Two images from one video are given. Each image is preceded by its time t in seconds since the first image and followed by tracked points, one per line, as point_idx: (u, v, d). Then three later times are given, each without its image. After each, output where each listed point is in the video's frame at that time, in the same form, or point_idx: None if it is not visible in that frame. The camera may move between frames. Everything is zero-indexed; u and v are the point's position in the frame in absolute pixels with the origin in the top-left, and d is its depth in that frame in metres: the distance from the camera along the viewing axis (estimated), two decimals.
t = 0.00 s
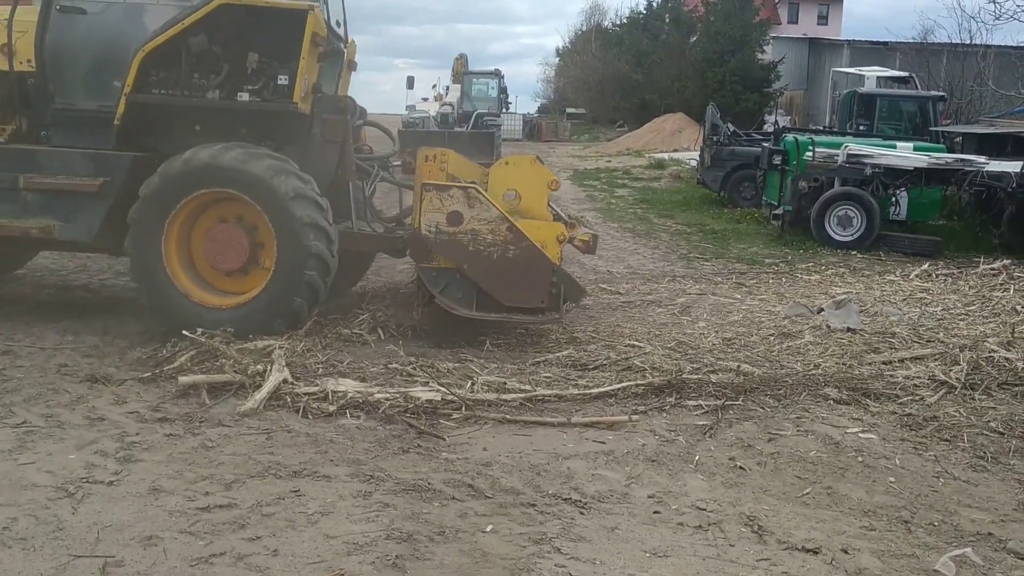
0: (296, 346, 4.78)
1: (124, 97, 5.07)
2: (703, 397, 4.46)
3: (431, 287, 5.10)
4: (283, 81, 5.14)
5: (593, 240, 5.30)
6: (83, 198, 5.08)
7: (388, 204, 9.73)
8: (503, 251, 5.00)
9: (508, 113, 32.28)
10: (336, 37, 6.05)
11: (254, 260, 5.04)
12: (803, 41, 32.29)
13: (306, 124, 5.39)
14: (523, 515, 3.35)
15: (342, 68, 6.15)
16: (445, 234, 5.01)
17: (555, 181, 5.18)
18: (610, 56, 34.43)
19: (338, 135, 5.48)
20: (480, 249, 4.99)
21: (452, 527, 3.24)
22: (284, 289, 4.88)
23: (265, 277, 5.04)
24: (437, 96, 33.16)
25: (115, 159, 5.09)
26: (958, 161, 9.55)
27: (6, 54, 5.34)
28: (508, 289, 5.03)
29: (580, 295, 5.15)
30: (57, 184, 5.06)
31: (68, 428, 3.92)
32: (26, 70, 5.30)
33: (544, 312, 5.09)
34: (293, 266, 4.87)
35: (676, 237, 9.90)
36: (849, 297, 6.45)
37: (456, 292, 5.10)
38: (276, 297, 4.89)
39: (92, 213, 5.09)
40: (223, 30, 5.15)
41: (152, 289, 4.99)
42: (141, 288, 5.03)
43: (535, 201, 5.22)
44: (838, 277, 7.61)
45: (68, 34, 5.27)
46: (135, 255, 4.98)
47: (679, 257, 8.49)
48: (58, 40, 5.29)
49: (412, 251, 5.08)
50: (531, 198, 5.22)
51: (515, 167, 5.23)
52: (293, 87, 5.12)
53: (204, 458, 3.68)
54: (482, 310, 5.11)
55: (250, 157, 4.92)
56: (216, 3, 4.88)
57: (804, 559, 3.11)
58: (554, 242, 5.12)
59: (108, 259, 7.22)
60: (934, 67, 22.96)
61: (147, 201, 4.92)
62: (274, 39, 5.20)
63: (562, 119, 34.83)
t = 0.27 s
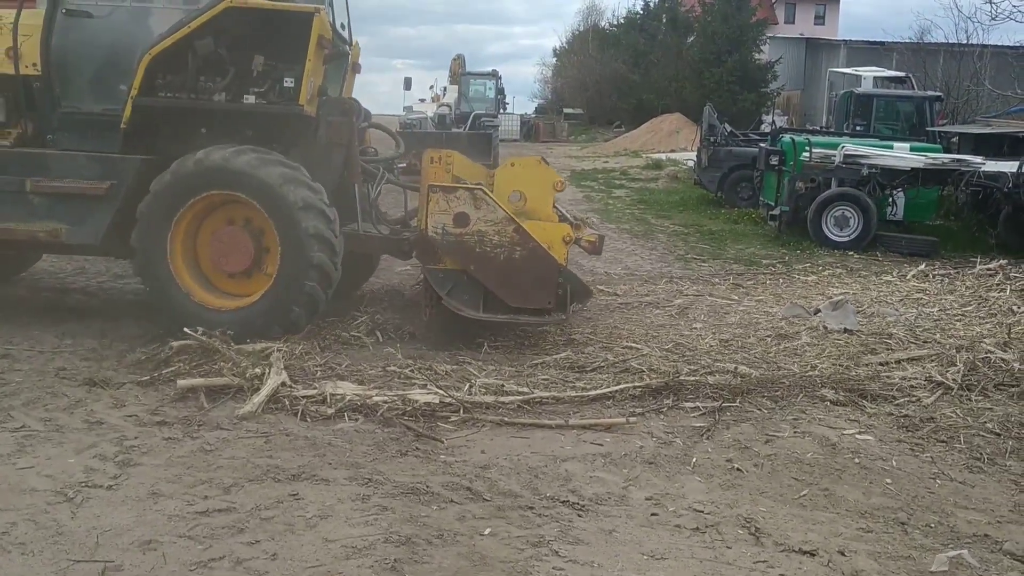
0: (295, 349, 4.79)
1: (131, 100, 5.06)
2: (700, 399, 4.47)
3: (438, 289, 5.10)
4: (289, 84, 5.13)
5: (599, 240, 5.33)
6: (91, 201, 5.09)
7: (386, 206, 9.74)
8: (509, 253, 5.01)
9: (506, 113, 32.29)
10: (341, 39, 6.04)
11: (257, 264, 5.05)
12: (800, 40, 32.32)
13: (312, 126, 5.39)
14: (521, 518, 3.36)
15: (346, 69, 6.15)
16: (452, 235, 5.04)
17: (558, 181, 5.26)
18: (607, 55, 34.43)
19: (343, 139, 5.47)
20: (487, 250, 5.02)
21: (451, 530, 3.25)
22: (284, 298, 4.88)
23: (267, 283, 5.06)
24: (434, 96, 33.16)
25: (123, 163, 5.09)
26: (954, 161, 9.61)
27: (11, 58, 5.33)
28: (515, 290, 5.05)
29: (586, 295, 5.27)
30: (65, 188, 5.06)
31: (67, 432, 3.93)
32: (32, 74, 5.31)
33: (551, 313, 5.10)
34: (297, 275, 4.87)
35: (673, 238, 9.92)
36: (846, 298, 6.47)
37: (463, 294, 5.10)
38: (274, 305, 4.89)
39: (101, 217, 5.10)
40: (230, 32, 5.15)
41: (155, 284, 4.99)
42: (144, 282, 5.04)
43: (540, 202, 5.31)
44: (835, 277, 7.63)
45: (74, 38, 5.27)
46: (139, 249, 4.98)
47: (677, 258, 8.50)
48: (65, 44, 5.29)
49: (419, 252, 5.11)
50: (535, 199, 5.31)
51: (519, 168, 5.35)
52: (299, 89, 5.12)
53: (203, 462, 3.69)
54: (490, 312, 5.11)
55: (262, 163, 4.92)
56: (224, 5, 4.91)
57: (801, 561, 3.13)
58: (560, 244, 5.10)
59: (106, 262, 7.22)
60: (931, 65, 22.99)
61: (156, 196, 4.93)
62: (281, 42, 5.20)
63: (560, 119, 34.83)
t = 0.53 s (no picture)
0: (289, 352, 4.79)
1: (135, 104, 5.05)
2: (694, 401, 4.48)
3: (442, 292, 5.11)
4: (292, 87, 5.13)
5: (604, 242, 5.26)
6: (96, 205, 5.09)
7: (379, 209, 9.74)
8: (513, 255, 5.01)
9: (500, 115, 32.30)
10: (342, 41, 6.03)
11: (256, 270, 5.04)
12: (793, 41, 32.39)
13: (314, 130, 5.37)
14: (515, 521, 3.36)
15: (350, 72, 6.12)
16: (454, 238, 5.03)
17: (564, 184, 5.16)
18: (601, 57, 34.46)
19: (346, 138, 5.61)
20: (491, 252, 5.01)
21: (445, 533, 3.25)
22: (281, 308, 4.87)
23: (265, 290, 5.06)
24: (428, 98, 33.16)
25: (126, 167, 5.08)
26: (946, 163, 9.68)
27: (13, 63, 5.32)
28: (519, 292, 5.04)
29: (592, 297, 5.17)
30: (68, 192, 5.06)
31: (60, 437, 3.92)
32: (36, 78, 5.30)
33: (556, 315, 5.09)
34: (296, 285, 4.87)
35: (667, 239, 9.93)
36: (839, 299, 6.48)
37: (467, 296, 5.11)
38: (268, 314, 4.89)
39: (105, 220, 5.10)
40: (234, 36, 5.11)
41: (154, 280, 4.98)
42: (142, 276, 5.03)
43: (545, 205, 5.20)
44: (829, 278, 7.64)
45: (77, 42, 5.27)
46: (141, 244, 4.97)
47: (671, 259, 8.51)
48: (68, 47, 5.28)
49: (422, 256, 5.11)
50: (541, 201, 5.21)
51: (524, 170, 5.22)
52: (303, 93, 5.12)
53: (196, 466, 3.68)
54: (495, 314, 5.13)
55: (272, 171, 4.91)
56: (228, 8, 4.84)
57: (795, 563, 3.13)
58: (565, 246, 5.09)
59: (100, 265, 7.21)
60: (924, 66, 23.05)
61: (164, 192, 4.92)
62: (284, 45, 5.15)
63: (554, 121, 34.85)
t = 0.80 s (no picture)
0: (287, 354, 4.78)
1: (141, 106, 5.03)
2: (691, 402, 4.48)
3: (449, 293, 5.11)
4: (298, 88, 5.10)
5: (611, 243, 5.29)
6: (102, 207, 5.07)
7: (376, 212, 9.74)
8: (521, 257, 5.00)
9: (497, 117, 32.32)
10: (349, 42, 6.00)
11: (260, 274, 5.04)
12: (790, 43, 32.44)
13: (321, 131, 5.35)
14: (512, 523, 3.35)
15: (357, 73, 6.10)
16: (463, 239, 5.02)
17: (572, 185, 5.18)
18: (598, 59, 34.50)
19: (353, 142, 5.48)
20: (499, 254, 5.00)
21: (442, 536, 3.25)
22: (282, 317, 4.87)
23: (267, 295, 5.05)
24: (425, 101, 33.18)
25: (132, 169, 5.07)
26: (943, 165, 9.71)
27: (20, 66, 5.28)
28: (528, 294, 5.05)
29: (597, 299, 5.25)
30: (74, 193, 5.04)
31: (56, 440, 3.91)
32: (43, 81, 5.28)
33: (563, 318, 5.13)
34: (300, 295, 4.85)
35: (664, 242, 9.93)
36: (836, 301, 6.48)
37: (475, 297, 5.10)
38: (268, 321, 4.89)
39: (111, 222, 5.08)
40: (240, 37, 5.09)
41: (158, 274, 4.97)
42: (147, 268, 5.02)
43: (552, 206, 5.21)
44: (826, 280, 7.65)
45: (83, 44, 5.26)
46: (149, 237, 4.95)
47: (668, 262, 8.51)
48: (74, 50, 5.27)
49: (430, 258, 5.10)
50: (548, 203, 5.21)
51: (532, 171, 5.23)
52: (309, 94, 5.09)
53: (193, 469, 3.67)
54: (502, 316, 5.13)
55: (287, 180, 4.88)
56: (233, 10, 4.82)
57: (792, 565, 3.13)
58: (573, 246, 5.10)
59: (96, 268, 7.20)
60: (920, 69, 23.10)
61: (177, 189, 4.89)
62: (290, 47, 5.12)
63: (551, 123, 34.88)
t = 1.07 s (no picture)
0: (287, 355, 4.78)
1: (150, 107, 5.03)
2: (691, 403, 4.48)
3: (460, 295, 5.11)
4: (308, 88, 5.13)
5: (622, 244, 5.21)
6: (112, 207, 5.08)
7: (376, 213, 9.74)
8: (532, 257, 5.00)
9: (496, 118, 32.32)
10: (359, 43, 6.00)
11: (268, 277, 5.04)
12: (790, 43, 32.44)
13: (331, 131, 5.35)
14: (514, 524, 3.36)
15: (367, 72, 6.11)
16: (473, 240, 5.02)
17: (582, 187, 5.10)
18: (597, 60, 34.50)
19: (363, 142, 5.48)
20: (508, 254, 5.00)
21: (443, 536, 3.25)
22: (287, 323, 4.86)
23: (273, 299, 5.05)
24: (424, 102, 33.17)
25: (143, 170, 5.09)
26: (943, 164, 9.72)
27: (30, 66, 5.28)
28: (539, 294, 5.05)
29: (609, 299, 5.17)
30: (84, 195, 5.04)
31: (57, 441, 3.91)
32: (53, 83, 5.27)
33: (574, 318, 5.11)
34: (306, 303, 4.84)
35: (664, 242, 9.93)
36: (837, 301, 6.49)
37: (485, 298, 5.11)
38: (272, 325, 4.89)
39: (121, 222, 5.10)
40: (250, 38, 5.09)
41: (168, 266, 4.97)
42: (158, 259, 5.03)
43: (563, 207, 5.16)
44: (826, 280, 7.65)
45: (93, 45, 5.25)
46: (161, 229, 4.95)
47: (668, 262, 8.51)
48: (85, 51, 5.26)
49: (440, 258, 5.11)
50: (559, 204, 5.16)
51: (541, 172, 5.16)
52: (319, 95, 5.12)
53: (194, 470, 3.67)
54: (512, 317, 5.13)
55: (306, 187, 4.86)
56: (242, 11, 4.82)
57: (794, 565, 3.13)
58: (582, 246, 5.08)
59: (97, 269, 7.20)
60: (919, 69, 23.11)
61: (195, 183, 4.90)
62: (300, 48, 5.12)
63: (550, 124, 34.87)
